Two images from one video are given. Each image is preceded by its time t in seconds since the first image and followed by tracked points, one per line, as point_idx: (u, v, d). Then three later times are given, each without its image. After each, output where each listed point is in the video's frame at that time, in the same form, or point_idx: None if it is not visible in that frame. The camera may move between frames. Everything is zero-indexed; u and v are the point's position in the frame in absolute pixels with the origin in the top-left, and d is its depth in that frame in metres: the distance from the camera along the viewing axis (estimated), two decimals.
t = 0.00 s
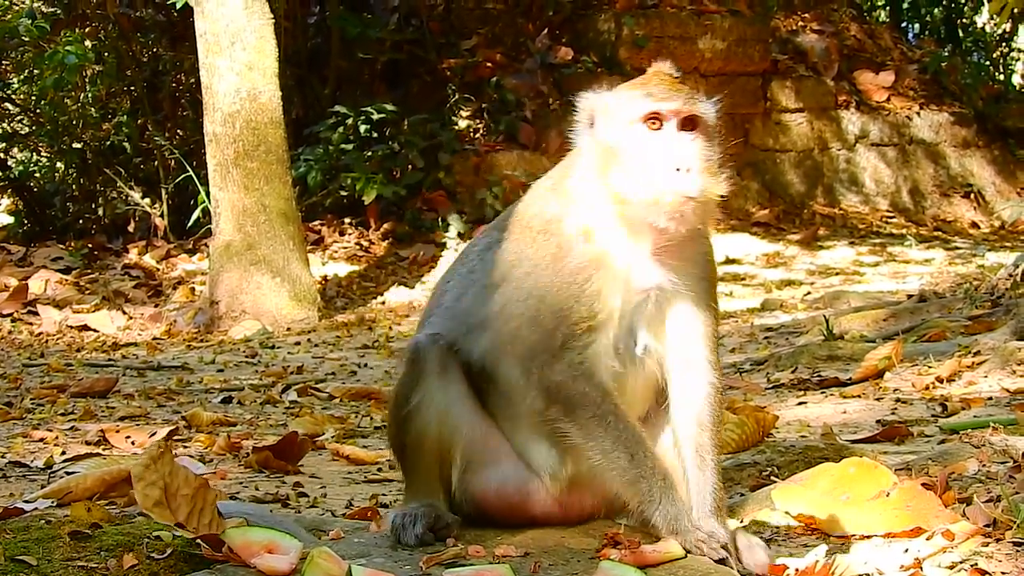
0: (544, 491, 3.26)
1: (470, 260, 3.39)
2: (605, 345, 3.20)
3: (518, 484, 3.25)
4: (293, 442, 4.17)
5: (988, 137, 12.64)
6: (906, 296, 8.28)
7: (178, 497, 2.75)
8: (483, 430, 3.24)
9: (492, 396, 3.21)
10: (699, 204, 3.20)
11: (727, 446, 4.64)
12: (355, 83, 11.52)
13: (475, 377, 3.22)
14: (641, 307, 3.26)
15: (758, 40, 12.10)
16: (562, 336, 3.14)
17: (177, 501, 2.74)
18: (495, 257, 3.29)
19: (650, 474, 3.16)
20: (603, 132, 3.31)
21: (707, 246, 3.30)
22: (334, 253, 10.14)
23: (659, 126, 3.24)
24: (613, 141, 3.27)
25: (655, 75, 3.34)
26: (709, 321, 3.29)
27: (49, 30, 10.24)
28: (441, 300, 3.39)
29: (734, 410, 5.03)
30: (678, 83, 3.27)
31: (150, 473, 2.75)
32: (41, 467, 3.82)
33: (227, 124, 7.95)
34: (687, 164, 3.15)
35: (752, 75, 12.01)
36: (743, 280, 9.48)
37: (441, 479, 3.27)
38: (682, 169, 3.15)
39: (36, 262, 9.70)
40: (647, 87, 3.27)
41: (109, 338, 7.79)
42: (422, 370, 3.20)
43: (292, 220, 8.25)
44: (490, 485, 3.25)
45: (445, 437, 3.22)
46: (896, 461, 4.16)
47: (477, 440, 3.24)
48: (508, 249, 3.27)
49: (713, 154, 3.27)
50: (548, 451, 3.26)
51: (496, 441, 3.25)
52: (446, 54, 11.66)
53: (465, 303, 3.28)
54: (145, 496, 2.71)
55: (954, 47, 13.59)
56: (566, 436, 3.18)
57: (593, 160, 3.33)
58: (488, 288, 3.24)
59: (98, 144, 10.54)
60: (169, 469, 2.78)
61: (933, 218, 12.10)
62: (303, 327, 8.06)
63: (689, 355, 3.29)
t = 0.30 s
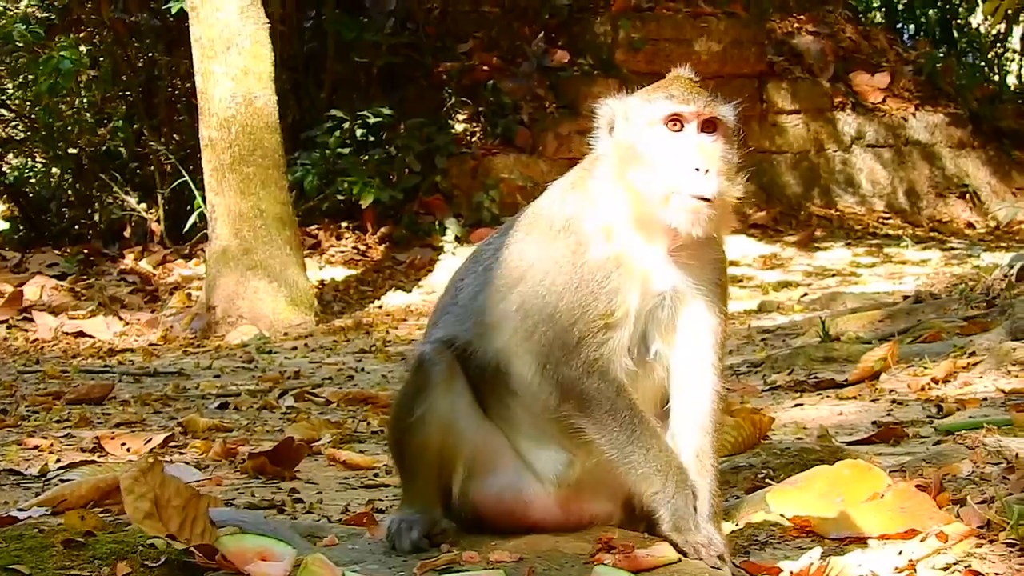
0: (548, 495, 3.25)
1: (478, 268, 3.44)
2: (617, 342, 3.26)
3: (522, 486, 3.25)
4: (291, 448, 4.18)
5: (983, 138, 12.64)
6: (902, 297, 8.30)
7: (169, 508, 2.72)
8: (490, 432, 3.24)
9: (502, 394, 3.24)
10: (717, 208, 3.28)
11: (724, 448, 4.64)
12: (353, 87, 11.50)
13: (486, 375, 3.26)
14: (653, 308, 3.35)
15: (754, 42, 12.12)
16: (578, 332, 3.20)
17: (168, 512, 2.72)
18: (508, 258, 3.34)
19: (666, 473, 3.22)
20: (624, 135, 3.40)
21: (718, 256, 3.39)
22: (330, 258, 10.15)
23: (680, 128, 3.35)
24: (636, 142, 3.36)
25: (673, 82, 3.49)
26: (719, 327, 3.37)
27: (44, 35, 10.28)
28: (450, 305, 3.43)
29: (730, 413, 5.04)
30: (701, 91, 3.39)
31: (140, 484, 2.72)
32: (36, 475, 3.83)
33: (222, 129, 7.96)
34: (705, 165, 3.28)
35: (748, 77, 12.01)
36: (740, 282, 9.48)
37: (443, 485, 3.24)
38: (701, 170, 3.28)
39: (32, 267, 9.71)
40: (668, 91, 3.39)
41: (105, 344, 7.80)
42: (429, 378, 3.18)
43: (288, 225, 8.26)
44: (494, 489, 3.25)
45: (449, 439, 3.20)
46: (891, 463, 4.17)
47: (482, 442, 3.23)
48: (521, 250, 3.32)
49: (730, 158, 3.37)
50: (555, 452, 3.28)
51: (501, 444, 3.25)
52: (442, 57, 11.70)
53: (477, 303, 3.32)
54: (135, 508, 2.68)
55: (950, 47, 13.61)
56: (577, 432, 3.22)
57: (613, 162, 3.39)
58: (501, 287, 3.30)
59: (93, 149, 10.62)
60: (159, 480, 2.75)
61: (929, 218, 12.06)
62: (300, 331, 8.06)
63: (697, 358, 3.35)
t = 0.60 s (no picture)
0: (522, 497, 3.26)
1: (452, 272, 3.45)
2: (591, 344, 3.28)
3: (496, 488, 3.26)
4: (270, 453, 4.19)
5: (963, 140, 12.62)
6: (882, 299, 8.34)
7: (144, 510, 2.77)
8: (464, 435, 3.26)
9: (478, 397, 3.26)
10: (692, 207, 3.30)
11: (703, 450, 4.65)
12: (331, 93, 11.57)
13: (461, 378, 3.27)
14: (625, 308, 3.37)
15: (733, 45, 12.16)
16: (553, 333, 3.23)
17: (143, 514, 2.76)
18: (483, 262, 3.36)
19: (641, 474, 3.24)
20: (597, 136, 3.41)
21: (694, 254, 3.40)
22: (311, 264, 10.14)
23: (651, 127, 3.36)
24: (609, 144, 3.37)
25: (646, 83, 3.50)
26: (694, 328, 3.39)
27: (21, 41, 10.24)
28: (425, 309, 3.45)
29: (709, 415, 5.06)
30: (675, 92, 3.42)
31: (115, 487, 2.77)
32: (12, 483, 3.83)
33: (201, 135, 7.97)
34: (679, 163, 3.29)
35: (726, 80, 12.00)
36: (721, 285, 9.52)
37: (417, 488, 3.25)
38: (675, 169, 3.29)
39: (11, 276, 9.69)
40: (639, 92, 3.41)
41: (85, 351, 7.80)
42: (404, 381, 3.19)
43: (268, 231, 8.26)
44: (468, 492, 3.26)
45: (424, 442, 3.21)
46: (867, 463, 4.19)
47: (457, 445, 3.25)
48: (496, 253, 3.35)
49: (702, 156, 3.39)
50: (530, 455, 3.30)
51: (476, 448, 3.26)
52: (422, 62, 11.77)
53: (451, 307, 3.34)
54: (111, 509, 2.72)
55: (930, 50, 13.69)
56: (552, 434, 3.25)
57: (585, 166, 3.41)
58: (477, 290, 3.32)
59: (73, 156, 10.52)
60: (135, 483, 2.80)
61: (910, 220, 12.01)
62: (281, 338, 8.06)
63: (671, 358, 3.38)
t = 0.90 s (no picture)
0: (493, 503, 3.29)
1: (428, 276, 3.47)
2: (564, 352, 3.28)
3: (466, 493, 3.29)
4: (240, 458, 4.20)
5: (941, 145, 12.61)
6: (858, 304, 8.39)
7: (109, 518, 2.73)
8: (436, 441, 3.28)
9: (450, 403, 3.28)
10: (659, 216, 3.27)
11: (676, 455, 4.67)
12: (310, 96, 11.58)
13: (434, 384, 3.29)
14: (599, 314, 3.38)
15: (711, 50, 12.20)
16: (525, 340, 3.23)
17: (109, 523, 2.73)
18: (456, 268, 3.38)
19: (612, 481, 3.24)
20: (567, 144, 3.36)
21: (667, 262, 3.40)
22: (288, 267, 10.13)
23: (617, 138, 3.30)
24: (576, 154, 3.32)
25: (618, 90, 3.47)
26: (666, 334, 3.41)
27: None
28: (401, 314, 3.46)
29: (683, 421, 5.08)
30: (649, 99, 3.36)
31: (80, 495, 2.74)
32: None
33: (178, 138, 7.95)
34: (644, 173, 3.26)
35: (706, 84, 12.08)
36: (697, 290, 9.55)
37: (387, 493, 3.28)
38: (640, 178, 3.26)
39: None
40: (608, 99, 3.35)
41: (60, 355, 7.78)
42: (375, 388, 3.21)
43: (244, 234, 8.25)
44: (439, 497, 3.29)
45: (395, 447, 3.23)
46: (839, 469, 4.22)
47: (428, 451, 3.27)
48: (470, 260, 3.36)
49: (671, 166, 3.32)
50: (502, 461, 3.31)
51: (448, 453, 3.29)
52: (400, 66, 11.70)
53: (426, 312, 3.36)
54: (75, 518, 2.68)
55: (908, 56, 13.76)
56: (524, 440, 3.25)
57: (557, 172, 3.37)
58: (450, 296, 3.33)
59: (50, 159, 10.44)
60: (100, 491, 2.77)
61: (887, 225, 11.99)
62: (257, 342, 8.06)
63: (643, 364, 3.39)
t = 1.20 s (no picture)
0: (463, 502, 3.29)
1: (401, 275, 3.46)
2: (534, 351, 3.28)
3: (437, 492, 3.29)
4: (208, 458, 4.17)
5: (908, 156, 12.62)
6: (824, 313, 8.45)
7: (82, 510, 2.78)
8: (406, 439, 3.28)
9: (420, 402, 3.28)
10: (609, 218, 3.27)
11: (643, 460, 4.69)
12: (278, 102, 11.56)
13: (403, 381, 3.30)
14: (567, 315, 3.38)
15: (679, 59, 12.27)
16: (493, 340, 3.23)
17: (82, 514, 2.77)
18: (428, 266, 3.38)
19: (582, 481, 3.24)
20: (523, 147, 3.38)
21: (635, 260, 3.41)
22: (255, 271, 10.08)
23: (569, 141, 3.32)
24: (530, 158, 3.33)
25: (577, 91, 3.48)
26: (635, 336, 3.42)
27: None
28: (373, 312, 3.47)
29: (651, 425, 5.10)
30: (606, 101, 3.39)
31: (54, 486, 2.79)
32: None
33: (146, 141, 7.90)
34: (593, 175, 3.26)
35: (673, 93, 12.13)
36: (664, 298, 9.59)
37: (358, 490, 3.28)
38: (588, 181, 3.26)
39: None
40: (563, 102, 3.37)
41: (25, 356, 7.71)
42: (346, 386, 3.20)
43: (211, 238, 8.21)
44: (409, 495, 3.28)
45: (364, 444, 3.22)
46: (807, 474, 4.25)
47: (397, 450, 3.27)
48: (441, 258, 3.36)
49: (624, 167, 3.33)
50: (472, 460, 3.31)
51: (418, 452, 3.29)
52: (368, 71, 11.80)
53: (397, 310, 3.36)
54: (49, 509, 2.72)
55: (875, 66, 13.89)
56: (493, 440, 3.25)
57: (515, 173, 3.38)
58: (421, 295, 3.34)
59: (16, 161, 10.43)
60: (75, 482, 2.81)
61: (855, 235, 12.00)
62: (223, 345, 8.02)
63: (611, 365, 3.40)
